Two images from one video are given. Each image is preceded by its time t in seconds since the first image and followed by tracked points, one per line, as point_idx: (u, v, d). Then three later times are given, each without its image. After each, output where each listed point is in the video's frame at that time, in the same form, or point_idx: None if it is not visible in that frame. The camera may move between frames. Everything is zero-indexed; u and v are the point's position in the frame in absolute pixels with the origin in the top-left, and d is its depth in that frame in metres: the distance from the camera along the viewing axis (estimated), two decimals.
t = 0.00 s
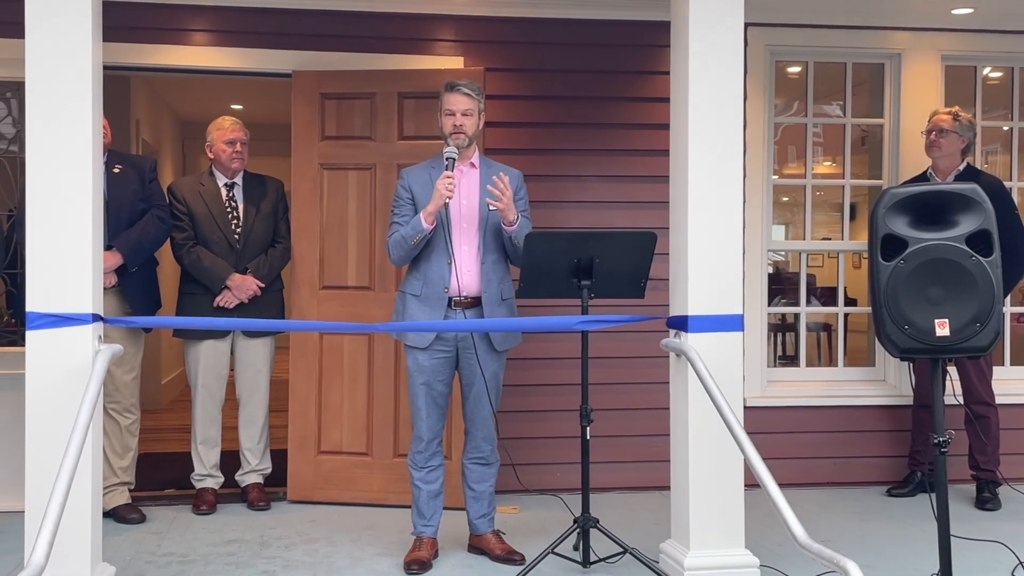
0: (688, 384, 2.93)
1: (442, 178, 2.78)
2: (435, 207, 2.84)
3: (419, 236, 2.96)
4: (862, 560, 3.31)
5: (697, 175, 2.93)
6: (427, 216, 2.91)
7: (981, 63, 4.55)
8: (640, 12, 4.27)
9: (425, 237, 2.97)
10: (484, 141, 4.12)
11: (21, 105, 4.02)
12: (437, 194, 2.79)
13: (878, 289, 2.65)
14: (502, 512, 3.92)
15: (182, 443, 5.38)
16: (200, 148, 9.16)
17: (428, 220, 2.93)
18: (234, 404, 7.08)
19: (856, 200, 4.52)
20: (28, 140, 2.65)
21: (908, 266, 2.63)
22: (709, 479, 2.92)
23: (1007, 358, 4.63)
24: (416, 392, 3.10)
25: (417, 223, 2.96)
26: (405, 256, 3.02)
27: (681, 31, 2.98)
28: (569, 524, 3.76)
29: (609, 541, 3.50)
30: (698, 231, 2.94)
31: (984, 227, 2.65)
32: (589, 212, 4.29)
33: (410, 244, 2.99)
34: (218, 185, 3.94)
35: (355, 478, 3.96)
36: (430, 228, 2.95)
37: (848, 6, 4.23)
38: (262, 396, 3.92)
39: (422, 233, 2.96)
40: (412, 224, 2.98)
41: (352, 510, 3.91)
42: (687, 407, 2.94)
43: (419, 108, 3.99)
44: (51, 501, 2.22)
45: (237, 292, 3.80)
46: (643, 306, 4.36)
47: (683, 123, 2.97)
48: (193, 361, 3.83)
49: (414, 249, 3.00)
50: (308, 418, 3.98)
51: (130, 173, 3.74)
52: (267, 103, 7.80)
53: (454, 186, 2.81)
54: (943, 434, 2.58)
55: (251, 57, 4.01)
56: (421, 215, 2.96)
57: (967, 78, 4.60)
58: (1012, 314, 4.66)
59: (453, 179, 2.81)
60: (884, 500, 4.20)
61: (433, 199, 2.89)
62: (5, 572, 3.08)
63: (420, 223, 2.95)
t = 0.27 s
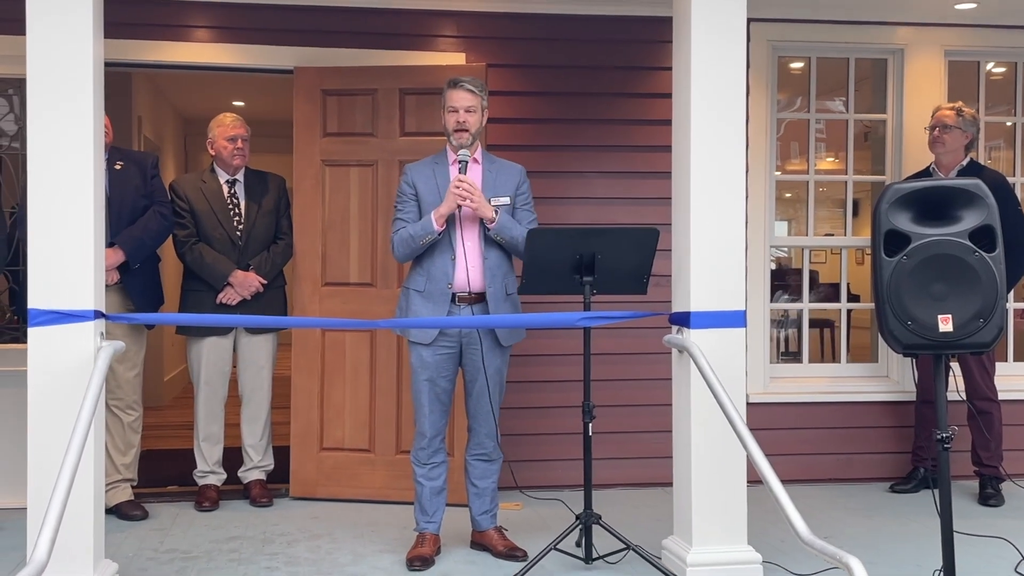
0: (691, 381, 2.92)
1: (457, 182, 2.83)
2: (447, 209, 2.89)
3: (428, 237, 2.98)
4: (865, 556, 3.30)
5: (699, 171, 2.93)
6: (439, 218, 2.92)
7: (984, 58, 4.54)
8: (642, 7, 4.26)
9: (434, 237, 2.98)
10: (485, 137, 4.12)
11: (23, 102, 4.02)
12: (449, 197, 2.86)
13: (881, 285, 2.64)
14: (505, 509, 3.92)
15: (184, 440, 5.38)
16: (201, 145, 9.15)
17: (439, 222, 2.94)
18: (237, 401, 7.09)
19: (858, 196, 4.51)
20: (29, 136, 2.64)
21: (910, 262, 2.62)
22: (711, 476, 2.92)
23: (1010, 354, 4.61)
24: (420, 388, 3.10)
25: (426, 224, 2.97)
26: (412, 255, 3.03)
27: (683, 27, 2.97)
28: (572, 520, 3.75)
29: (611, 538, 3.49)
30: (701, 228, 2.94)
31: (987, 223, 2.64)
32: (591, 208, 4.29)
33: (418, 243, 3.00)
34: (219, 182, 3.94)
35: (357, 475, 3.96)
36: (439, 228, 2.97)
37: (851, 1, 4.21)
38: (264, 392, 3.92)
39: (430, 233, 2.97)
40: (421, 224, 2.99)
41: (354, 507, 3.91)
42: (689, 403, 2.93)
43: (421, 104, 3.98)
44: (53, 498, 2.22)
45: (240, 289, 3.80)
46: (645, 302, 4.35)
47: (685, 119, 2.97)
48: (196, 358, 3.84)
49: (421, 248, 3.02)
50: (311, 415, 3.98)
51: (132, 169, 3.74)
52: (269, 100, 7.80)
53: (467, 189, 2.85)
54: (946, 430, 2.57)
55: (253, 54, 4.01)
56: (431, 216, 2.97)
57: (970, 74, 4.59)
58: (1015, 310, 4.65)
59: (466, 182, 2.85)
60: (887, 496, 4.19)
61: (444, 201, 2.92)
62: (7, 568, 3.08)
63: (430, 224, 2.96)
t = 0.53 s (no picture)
0: (693, 377, 2.92)
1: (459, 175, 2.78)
2: (450, 205, 2.83)
3: (432, 232, 2.96)
4: (867, 552, 3.30)
5: (701, 167, 2.92)
6: (441, 213, 2.90)
7: (987, 54, 4.53)
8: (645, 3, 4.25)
9: (437, 233, 2.96)
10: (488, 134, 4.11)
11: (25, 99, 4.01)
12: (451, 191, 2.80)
13: (883, 281, 2.64)
14: (507, 505, 3.92)
15: (186, 436, 5.38)
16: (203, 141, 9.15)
17: (441, 217, 2.92)
18: (239, 398, 7.09)
19: (861, 192, 4.50)
20: (30, 134, 2.64)
21: (913, 258, 2.62)
22: (713, 473, 2.92)
23: (1012, 351, 4.61)
24: (423, 384, 3.10)
25: (430, 220, 2.95)
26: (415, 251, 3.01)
27: (686, 23, 2.96)
28: (574, 516, 3.75)
29: (613, 534, 3.49)
30: (702, 224, 2.93)
31: (990, 219, 2.63)
32: (593, 204, 4.28)
33: (421, 239, 2.98)
34: (220, 179, 3.93)
35: (359, 471, 3.96)
36: (443, 224, 2.95)
37: None
38: (266, 389, 3.92)
39: (434, 229, 2.95)
40: (424, 219, 2.97)
41: (356, 503, 3.91)
42: (691, 400, 2.93)
43: (422, 100, 3.98)
44: (55, 495, 2.23)
45: (241, 286, 3.80)
46: (647, 299, 4.35)
47: (687, 115, 2.96)
48: (197, 354, 3.84)
49: (425, 244, 3.00)
50: (313, 412, 3.98)
51: (135, 166, 3.74)
52: (270, 97, 7.79)
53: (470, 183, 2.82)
54: (948, 426, 2.57)
55: (254, 50, 4.01)
56: (434, 211, 2.96)
57: (973, 69, 4.58)
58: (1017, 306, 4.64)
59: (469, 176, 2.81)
60: (889, 492, 4.19)
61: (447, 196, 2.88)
62: (10, 565, 3.09)
63: (434, 220, 2.94)
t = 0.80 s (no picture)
0: (695, 375, 2.92)
1: (466, 173, 2.79)
2: (457, 203, 2.83)
3: (439, 231, 2.94)
4: (869, 549, 3.30)
5: (703, 163, 2.92)
6: (449, 211, 2.89)
7: (989, 50, 4.52)
8: None
9: (444, 231, 2.95)
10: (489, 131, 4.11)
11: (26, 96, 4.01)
12: (459, 189, 2.80)
13: (885, 278, 2.63)
14: (508, 502, 3.92)
15: (188, 433, 5.39)
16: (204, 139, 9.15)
17: (449, 215, 2.91)
18: (240, 395, 7.10)
19: (862, 188, 4.50)
20: (31, 132, 2.64)
21: (914, 255, 2.61)
22: (715, 471, 2.92)
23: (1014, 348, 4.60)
24: (427, 383, 3.09)
25: (436, 218, 2.94)
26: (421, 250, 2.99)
27: (687, 19, 2.96)
28: (575, 514, 3.75)
29: (615, 531, 3.49)
30: (704, 221, 2.93)
31: (992, 215, 2.63)
32: (594, 201, 4.28)
33: (428, 237, 2.96)
34: (222, 176, 3.93)
35: (360, 468, 3.96)
36: (450, 222, 2.94)
37: None
38: (268, 386, 3.92)
39: (441, 228, 2.94)
40: (431, 218, 2.95)
41: (357, 500, 3.91)
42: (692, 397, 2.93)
43: (423, 97, 3.97)
44: (56, 493, 2.23)
45: (242, 283, 3.80)
46: (649, 296, 4.34)
47: (688, 112, 2.96)
48: (199, 351, 3.84)
49: (430, 242, 2.98)
50: (314, 409, 3.98)
51: (137, 162, 3.74)
52: (272, 94, 7.79)
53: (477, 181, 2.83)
54: (950, 423, 2.56)
55: (256, 47, 4.00)
56: (441, 210, 2.94)
57: (975, 66, 4.57)
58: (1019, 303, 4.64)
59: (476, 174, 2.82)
60: (891, 489, 4.19)
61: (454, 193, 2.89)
62: (11, 562, 3.09)
63: (441, 218, 2.93)
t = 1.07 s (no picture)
0: (696, 372, 2.92)
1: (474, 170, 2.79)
2: (465, 200, 2.82)
3: (446, 227, 2.94)
4: (870, 546, 3.30)
5: (704, 160, 2.92)
6: (456, 207, 2.89)
7: (990, 47, 4.51)
8: None
9: (451, 228, 2.95)
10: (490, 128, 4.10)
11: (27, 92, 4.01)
12: (466, 185, 2.79)
13: (886, 275, 2.63)
14: (509, 499, 3.92)
15: (189, 430, 5.39)
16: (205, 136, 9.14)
17: (456, 211, 2.91)
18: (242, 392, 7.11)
19: (864, 185, 4.49)
20: (32, 129, 2.64)
21: (916, 252, 2.61)
22: (717, 469, 2.92)
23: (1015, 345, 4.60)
24: (431, 381, 3.09)
25: (443, 214, 2.93)
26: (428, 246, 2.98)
27: (688, 16, 2.95)
28: (576, 510, 3.75)
29: (616, 528, 3.49)
30: (706, 218, 2.93)
31: (994, 213, 2.62)
32: (595, 198, 4.28)
33: (434, 234, 2.96)
34: (222, 173, 3.93)
35: (361, 465, 3.96)
36: (456, 219, 2.94)
37: None
38: (269, 384, 3.92)
39: (448, 224, 2.94)
40: (437, 215, 2.94)
41: (358, 498, 3.91)
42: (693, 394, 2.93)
43: (424, 94, 3.96)
44: (58, 490, 2.23)
45: (243, 280, 3.80)
46: (650, 293, 4.34)
47: (690, 109, 2.95)
48: (200, 348, 3.84)
49: (436, 238, 2.98)
50: (315, 406, 3.98)
51: (139, 159, 3.74)
52: (272, 91, 7.78)
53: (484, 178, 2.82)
54: (951, 421, 2.56)
55: (257, 44, 4.00)
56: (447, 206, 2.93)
57: (977, 63, 4.56)
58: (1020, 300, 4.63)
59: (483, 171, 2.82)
60: (892, 486, 4.19)
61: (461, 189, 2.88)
62: (13, 559, 3.09)
63: (448, 214, 2.93)
